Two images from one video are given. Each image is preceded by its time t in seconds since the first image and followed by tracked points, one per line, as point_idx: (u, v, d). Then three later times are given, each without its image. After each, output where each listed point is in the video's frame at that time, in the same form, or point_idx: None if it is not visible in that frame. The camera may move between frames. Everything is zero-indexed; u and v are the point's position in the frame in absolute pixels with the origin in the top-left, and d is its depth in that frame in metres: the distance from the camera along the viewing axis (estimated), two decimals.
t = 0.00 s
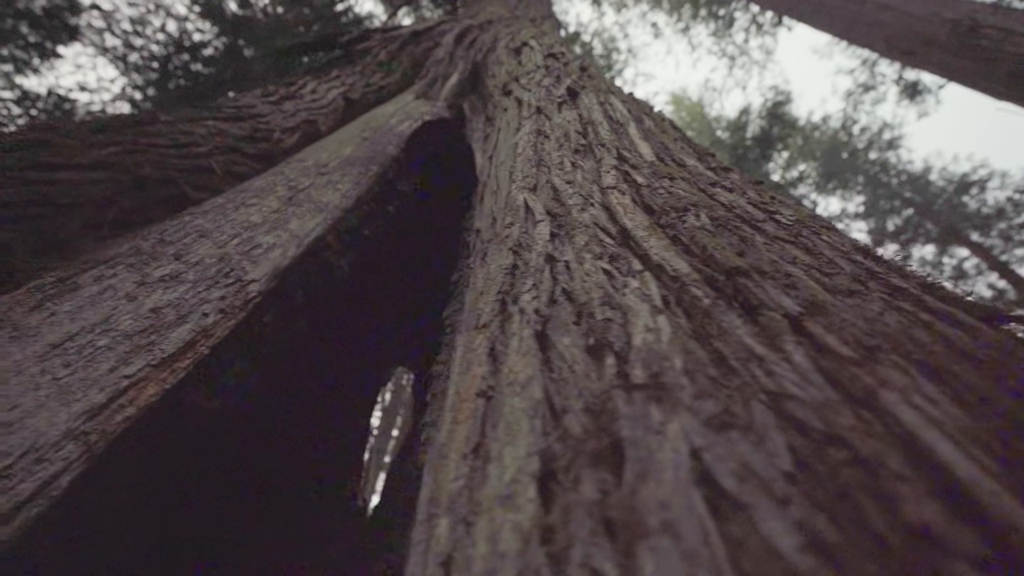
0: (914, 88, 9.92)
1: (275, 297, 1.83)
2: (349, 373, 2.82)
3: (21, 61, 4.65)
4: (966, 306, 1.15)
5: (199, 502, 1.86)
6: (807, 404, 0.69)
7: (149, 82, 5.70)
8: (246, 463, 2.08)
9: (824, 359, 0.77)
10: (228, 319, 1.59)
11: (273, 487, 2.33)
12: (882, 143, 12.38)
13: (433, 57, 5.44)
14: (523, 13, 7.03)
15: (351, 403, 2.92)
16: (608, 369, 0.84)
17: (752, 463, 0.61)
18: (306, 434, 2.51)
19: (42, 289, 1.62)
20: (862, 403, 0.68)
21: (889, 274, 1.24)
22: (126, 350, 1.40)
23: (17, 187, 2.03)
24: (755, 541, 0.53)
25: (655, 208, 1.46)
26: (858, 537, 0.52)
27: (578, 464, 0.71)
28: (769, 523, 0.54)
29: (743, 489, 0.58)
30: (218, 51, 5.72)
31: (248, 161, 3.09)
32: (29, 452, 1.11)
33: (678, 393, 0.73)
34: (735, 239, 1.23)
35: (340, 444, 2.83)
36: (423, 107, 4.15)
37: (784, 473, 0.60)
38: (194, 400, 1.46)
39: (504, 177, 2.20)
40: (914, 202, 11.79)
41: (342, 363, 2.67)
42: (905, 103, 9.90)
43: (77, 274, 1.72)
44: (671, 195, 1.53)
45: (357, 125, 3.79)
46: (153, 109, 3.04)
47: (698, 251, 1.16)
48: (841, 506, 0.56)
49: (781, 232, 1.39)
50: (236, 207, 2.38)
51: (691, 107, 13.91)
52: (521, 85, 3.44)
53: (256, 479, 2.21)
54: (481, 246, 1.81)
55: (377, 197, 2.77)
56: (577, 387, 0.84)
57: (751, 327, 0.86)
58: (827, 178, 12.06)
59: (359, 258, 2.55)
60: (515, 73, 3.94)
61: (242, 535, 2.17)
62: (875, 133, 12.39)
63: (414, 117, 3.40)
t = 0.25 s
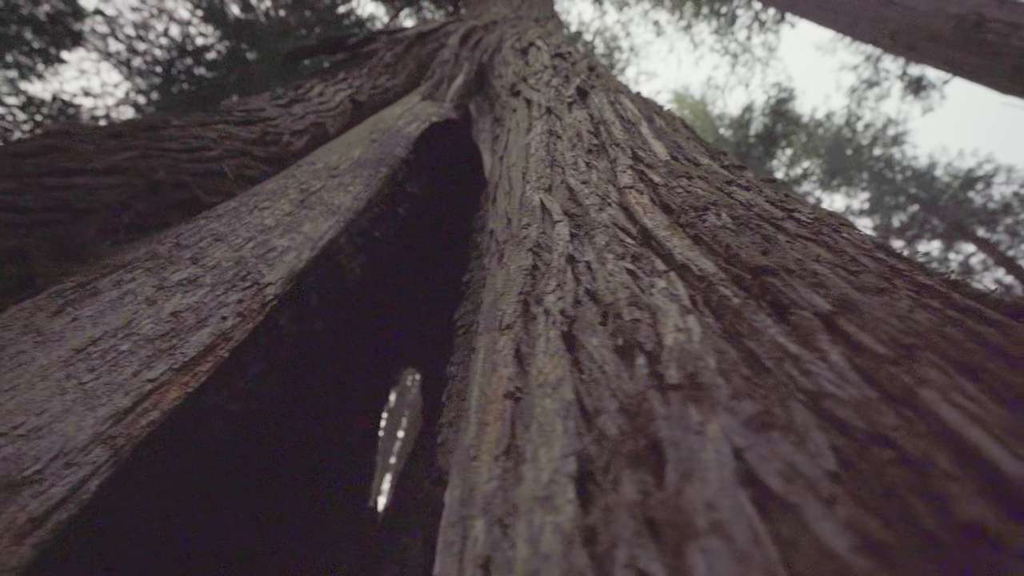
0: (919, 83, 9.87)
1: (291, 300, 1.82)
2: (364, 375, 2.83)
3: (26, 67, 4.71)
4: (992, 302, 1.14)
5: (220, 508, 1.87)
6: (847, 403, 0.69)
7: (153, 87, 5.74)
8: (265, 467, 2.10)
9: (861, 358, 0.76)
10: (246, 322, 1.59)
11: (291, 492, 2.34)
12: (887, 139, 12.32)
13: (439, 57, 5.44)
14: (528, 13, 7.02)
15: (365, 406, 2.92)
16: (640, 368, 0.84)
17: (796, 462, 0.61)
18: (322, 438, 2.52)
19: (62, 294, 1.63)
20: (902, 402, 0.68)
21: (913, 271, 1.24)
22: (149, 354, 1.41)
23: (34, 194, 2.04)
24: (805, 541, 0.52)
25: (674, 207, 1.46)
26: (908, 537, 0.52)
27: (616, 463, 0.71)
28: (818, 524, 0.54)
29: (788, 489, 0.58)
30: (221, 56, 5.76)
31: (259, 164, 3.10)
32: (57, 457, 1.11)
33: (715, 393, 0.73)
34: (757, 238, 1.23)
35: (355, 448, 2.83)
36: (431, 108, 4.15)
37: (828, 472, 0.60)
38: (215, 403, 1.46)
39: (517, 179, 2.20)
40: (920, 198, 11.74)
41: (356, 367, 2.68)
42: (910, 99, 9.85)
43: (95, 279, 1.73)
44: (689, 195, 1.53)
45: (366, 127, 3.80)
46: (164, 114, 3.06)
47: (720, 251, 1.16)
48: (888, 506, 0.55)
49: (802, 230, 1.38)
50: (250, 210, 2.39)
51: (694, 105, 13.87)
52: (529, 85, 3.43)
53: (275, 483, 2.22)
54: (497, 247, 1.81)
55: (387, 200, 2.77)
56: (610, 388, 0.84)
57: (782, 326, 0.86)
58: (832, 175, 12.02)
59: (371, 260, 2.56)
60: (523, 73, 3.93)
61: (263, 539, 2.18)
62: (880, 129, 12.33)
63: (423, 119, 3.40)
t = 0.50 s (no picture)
0: (923, 79, 9.82)
1: (307, 302, 1.83)
2: (377, 376, 2.83)
3: (31, 73, 4.75)
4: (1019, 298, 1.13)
5: (233, 515, 1.88)
6: (888, 401, 0.68)
7: (156, 91, 5.77)
8: (279, 475, 2.10)
9: (898, 356, 0.76)
10: (264, 325, 1.59)
11: (306, 497, 2.36)
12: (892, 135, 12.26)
13: (444, 58, 5.44)
14: (532, 13, 7.02)
15: (378, 407, 2.93)
16: (672, 368, 0.84)
17: (840, 461, 0.61)
18: (337, 443, 2.53)
19: (82, 298, 1.64)
20: (943, 400, 0.68)
21: (936, 268, 1.23)
22: (171, 357, 1.41)
23: (52, 198, 2.05)
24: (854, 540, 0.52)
25: (693, 206, 1.46)
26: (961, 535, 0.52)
27: (654, 463, 0.71)
28: (867, 522, 0.54)
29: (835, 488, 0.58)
30: (222, 60, 5.79)
31: (270, 167, 3.11)
32: (87, 459, 1.12)
33: (752, 392, 0.73)
34: (779, 236, 1.23)
35: (370, 452, 2.85)
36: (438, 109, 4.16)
37: (874, 471, 0.60)
38: (236, 406, 1.47)
39: (529, 179, 2.21)
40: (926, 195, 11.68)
41: (370, 370, 2.69)
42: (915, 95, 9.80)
43: (114, 283, 1.74)
44: (707, 193, 1.53)
45: (374, 128, 3.81)
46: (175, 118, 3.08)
47: (743, 249, 1.16)
48: (937, 504, 0.55)
49: (822, 227, 1.37)
50: (263, 213, 2.40)
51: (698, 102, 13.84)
52: (538, 85, 3.43)
53: (289, 489, 2.23)
54: (513, 247, 1.81)
55: (398, 202, 2.77)
56: (642, 387, 0.84)
57: (813, 324, 0.86)
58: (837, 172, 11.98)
59: (383, 261, 2.56)
60: (530, 73, 3.93)
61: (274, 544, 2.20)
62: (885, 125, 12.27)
63: (431, 120, 3.40)
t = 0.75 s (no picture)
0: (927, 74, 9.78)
1: (323, 304, 1.83)
2: (390, 378, 2.84)
3: (36, 79, 4.81)
4: None
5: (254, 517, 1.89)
6: (927, 397, 0.68)
7: (159, 95, 5.79)
8: (297, 481, 2.10)
9: (935, 353, 0.76)
10: (283, 328, 1.59)
11: (322, 500, 2.36)
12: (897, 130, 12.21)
13: (449, 58, 5.45)
14: (534, 12, 7.02)
15: (391, 408, 2.94)
16: (705, 367, 0.84)
17: (886, 459, 0.61)
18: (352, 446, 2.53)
19: (103, 302, 1.65)
20: (983, 396, 0.67)
21: (960, 263, 1.22)
22: (193, 361, 1.41)
23: (68, 203, 2.07)
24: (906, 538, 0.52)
25: (712, 204, 1.45)
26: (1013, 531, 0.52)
27: (694, 462, 0.71)
28: (917, 520, 0.54)
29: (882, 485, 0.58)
30: (225, 63, 5.80)
31: (279, 169, 3.12)
32: (116, 462, 1.12)
33: (789, 391, 0.73)
34: (801, 233, 1.22)
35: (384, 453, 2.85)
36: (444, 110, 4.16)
37: (920, 468, 0.60)
38: (258, 408, 1.47)
39: (542, 179, 2.20)
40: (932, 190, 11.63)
41: (384, 371, 2.69)
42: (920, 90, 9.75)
43: (134, 287, 1.75)
44: (725, 191, 1.52)
45: (382, 130, 3.81)
46: (186, 122, 3.09)
47: (767, 247, 1.16)
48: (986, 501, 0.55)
49: (843, 224, 1.37)
50: (276, 216, 2.41)
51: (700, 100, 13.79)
52: (545, 85, 3.43)
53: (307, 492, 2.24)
54: (528, 247, 1.81)
55: (409, 203, 2.78)
56: (674, 386, 0.84)
57: (845, 321, 0.86)
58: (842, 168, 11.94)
59: (395, 263, 2.56)
60: (537, 73, 3.92)
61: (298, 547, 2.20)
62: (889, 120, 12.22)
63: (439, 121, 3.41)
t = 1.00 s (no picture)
0: (933, 68, 9.72)
1: (340, 306, 1.83)
2: (403, 379, 2.84)
3: (41, 85, 4.82)
4: None
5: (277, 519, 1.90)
6: (969, 392, 0.68)
7: (163, 99, 5.81)
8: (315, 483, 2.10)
9: (973, 348, 0.75)
10: (302, 330, 1.60)
11: (340, 501, 2.36)
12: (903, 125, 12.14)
13: (454, 58, 5.44)
14: (538, 11, 7.00)
15: (404, 409, 2.94)
16: (738, 366, 0.84)
17: (932, 456, 0.61)
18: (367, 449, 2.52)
19: (124, 306, 1.66)
20: None
21: (985, 257, 1.21)
22: (215, 364, 1.42)
23: (84, 208, 2.08)
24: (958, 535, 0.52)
25: (731, 202, 1.45)
26: None
27: (733, 460, 0.71)
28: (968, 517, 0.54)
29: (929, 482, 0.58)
30: (228, 66, 5.81)
31: (290, 171, 3.13)
32: (145, 465, 1.13)
33: (827, 389, 0.73)
34: (825, 230, 1.22)
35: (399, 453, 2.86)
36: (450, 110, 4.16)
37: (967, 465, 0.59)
38: (280, 410, 1.47)
39: (555, 178, 2.20)
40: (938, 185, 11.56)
41: (398, 372, 2.70)
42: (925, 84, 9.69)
43: (154, 291, 1.76)
44: (744, 189, 1.52)
45: (390, 131, 3.82)
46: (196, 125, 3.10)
47: (792, 244, 1.15)
48: None
49: (865, 220, 1.36)
50: (289, 218, 2.41)
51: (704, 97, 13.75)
52: (553, 84, 3.43)
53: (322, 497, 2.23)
54: (545, 247, 1.80)
55: (420, 204, 2.78)
56: (708, 385, 0.84)
57: (878, 318, 0.85)
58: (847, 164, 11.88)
59: (408, 264, 2.57)
60: (545, 72, 3.92)
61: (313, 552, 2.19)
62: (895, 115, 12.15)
63: (448, 121, 3.41)
